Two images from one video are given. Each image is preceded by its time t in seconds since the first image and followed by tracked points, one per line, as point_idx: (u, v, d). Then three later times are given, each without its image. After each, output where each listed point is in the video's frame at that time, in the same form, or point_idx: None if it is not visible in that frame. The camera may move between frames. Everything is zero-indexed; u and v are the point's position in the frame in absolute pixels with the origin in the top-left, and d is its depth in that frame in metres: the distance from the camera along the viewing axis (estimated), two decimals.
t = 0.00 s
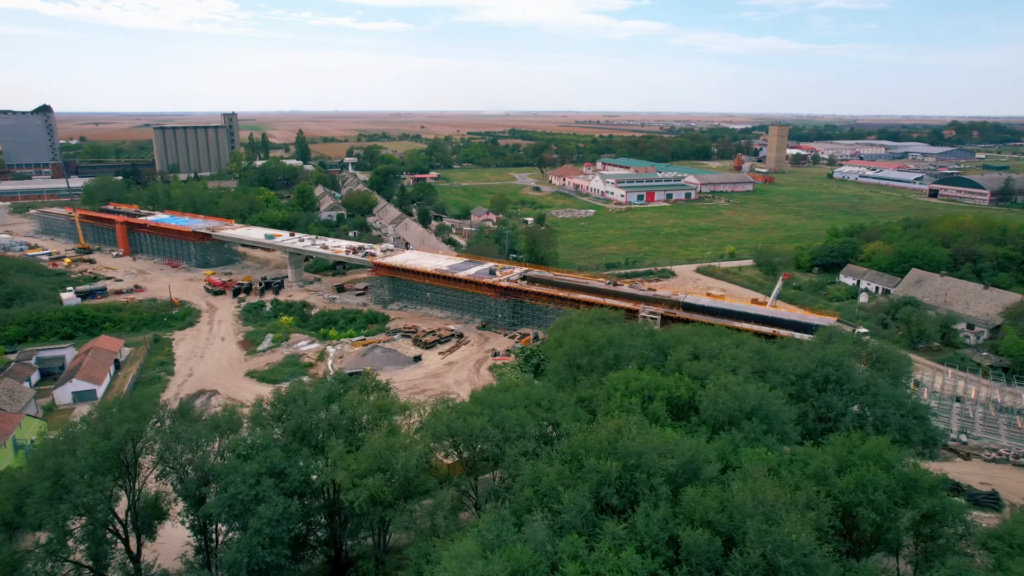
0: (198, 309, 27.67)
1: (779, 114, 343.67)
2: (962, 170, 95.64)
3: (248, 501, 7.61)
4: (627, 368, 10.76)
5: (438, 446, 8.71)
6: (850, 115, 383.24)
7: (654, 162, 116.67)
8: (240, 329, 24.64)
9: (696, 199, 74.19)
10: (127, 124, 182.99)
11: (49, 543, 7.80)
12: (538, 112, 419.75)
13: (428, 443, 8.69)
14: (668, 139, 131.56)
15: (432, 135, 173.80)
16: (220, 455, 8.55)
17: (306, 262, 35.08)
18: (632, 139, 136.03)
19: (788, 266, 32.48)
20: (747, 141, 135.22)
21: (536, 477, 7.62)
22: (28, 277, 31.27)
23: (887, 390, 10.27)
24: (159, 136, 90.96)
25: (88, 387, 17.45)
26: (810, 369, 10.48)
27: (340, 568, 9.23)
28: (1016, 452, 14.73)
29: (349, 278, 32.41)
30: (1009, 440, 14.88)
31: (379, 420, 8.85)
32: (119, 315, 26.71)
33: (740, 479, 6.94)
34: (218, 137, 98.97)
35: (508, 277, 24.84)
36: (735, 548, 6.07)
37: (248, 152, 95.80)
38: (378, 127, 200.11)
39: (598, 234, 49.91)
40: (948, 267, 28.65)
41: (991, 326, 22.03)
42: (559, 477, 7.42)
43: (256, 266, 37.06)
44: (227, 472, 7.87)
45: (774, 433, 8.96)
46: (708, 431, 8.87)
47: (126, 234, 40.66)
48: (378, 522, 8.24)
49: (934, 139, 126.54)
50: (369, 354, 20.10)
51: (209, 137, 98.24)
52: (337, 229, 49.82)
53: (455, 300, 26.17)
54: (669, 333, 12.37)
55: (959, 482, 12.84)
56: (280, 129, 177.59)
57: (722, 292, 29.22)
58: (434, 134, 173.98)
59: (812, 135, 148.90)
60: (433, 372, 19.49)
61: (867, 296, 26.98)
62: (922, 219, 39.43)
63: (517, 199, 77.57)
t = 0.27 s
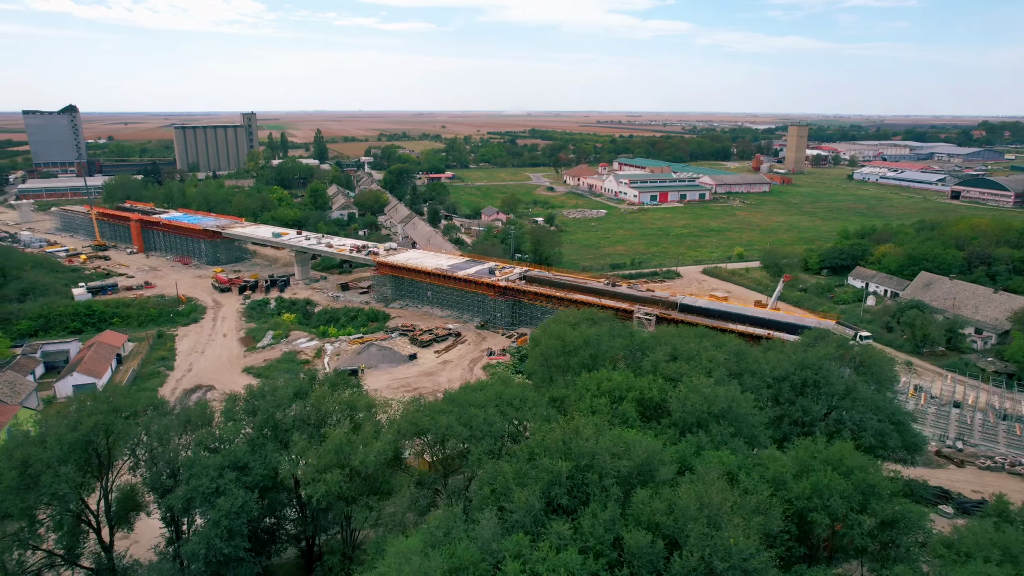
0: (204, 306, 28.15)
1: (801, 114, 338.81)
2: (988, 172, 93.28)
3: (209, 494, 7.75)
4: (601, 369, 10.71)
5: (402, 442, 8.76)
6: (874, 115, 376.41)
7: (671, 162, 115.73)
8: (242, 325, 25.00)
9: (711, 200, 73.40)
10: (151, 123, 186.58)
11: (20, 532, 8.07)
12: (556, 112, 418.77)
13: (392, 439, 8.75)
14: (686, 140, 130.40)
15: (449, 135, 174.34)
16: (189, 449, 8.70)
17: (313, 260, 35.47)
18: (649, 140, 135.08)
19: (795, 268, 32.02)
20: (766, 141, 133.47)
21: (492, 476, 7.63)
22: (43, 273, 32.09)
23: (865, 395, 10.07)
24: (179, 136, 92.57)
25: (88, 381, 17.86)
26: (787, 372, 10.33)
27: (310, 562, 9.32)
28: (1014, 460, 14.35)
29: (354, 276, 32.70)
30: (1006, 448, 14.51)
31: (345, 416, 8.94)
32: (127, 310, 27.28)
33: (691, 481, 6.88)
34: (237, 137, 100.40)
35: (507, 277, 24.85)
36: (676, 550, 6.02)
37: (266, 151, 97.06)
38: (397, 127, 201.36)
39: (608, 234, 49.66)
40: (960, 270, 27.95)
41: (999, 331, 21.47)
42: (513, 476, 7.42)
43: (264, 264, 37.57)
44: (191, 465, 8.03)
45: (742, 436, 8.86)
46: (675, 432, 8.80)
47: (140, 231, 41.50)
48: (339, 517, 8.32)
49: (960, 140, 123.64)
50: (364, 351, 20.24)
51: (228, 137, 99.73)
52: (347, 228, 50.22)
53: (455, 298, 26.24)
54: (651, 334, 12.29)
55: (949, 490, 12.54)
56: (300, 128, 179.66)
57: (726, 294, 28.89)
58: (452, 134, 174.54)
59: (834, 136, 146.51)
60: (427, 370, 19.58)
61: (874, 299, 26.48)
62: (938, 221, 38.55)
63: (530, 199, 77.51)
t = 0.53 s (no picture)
0: (210, 303, 28.66)
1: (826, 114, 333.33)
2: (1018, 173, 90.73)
3: (170, 485, 7.90)
4: (574, 369, 10.65)
5: (365, 438, 8.83)
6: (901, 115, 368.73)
7: (689, 162, 114.74)
8: (245, 322, 25.40)
9: (727, 201, 72.56)
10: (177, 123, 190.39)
11: None
12: (577, 112, 418.01)
13: (355, 436, 8.82)
14: (705, 140, 129.11)
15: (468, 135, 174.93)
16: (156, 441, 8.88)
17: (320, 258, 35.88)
18: (668, 140, 134.04)
19: (803, 270, 31.55)
20: (787, 142, 131.55)
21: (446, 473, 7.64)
22: (59, 269, 32.97)
23: (841, 399, 9.88)
24: (201, 135, 94.37)
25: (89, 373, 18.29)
26: (762, 374, 10.17)
27: (277, 555, 9.42)
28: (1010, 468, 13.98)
29: (359, 275, 33.01)
30: (1002, 456, 14.12)
31: (311, 412, 9.02)
32: (135, 306, 27.89)
33: (640, 482, 6.81)
34: (257, 136, 101.91)
35: (506, 277, 24.86)
36: (614, 552, 5.97)
37: (285, 151, 98.40)
38: (416, 127, 202.71)
39: (618, 234, 49.38)
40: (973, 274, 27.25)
41: (1008, 337, 20.89)
42: (466, 473, 7.41)
43: (273, 262, 38.11)
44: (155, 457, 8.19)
45: (707, 439, 8.74)
46: (639, 434, 8.72)
47: (155, 229, 42.40)
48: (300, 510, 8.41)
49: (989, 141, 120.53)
50: (360, 349, 20.37)
51: (248, 136, 101.33)
52: (359, 226, 50.66)
53: (454, 297, 26.33)
54: (630, 335, 12.21)
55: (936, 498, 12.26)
56: (321, 128, 181.77)
57: (730, 296, 28.57)
58: (471, 134, 175.10)
59: (858, 136, 143.83)
60: (421, 368, 19.69)
61: (882, 302, 25.96)
62: (956, 223, 37.60)
63: (545, 199, 77.45)
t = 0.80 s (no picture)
0: (217, 300, 29.16)
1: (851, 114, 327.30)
2: None
3: (134, 475, 8.08)
4: (547, 369, 10.63)
5: (330, 435, 8.93)
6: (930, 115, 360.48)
7: (707, 163, 113.58)
8: (248, 319, 25.79)
9: (743, 202, 71.64)
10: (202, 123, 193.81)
11: None
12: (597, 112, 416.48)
13: (320, 431, 8.91)
14: (725, 141, 127.67)
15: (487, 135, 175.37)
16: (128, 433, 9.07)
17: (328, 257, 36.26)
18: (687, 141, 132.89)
19: (812, 273, 31.05)
20: (809, 142, 129.44)
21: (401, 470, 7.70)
22: (75, 266, 33.79)
23: (815, 403, 9.70)
24: (223, 135, 96.01)
25: (91, 367, 18.75)
26: (735, 377, 10.05)
27: (247, 548, 9.55)
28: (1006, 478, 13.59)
29: (364, 273, 33.29)
30: (998, 464, 13.72)
31: (278, 407, 9.14)
32: (144, 302, 28.49)
33: (586, 482, 6.79)
34: (277, 136, 103.31)
35: (506, 276, 24.86)
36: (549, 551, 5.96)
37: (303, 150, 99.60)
38: (435, 127, 203.72)
39: (629, 235, 49.09)
40: (987, 278, 26.52)
41: (1016, 342, 20.31)
42: (419, 471, 7.46)
43: (283, 260, 38.62)
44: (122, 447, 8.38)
45: (671, 441, 8.67)
46: (602, 435, 8.68)
47: (170, 226, 43.25)
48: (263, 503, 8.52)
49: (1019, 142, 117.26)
50: (356, 346, 20.54)
51: (268, 135, 102.82)
52: (370, 225, 51.03)
53: (455, 297, 26.41)
54: (610, 337, 12.16)
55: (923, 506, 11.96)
56: (341, 128, 183.64)
57: (735, 298, 28.19)
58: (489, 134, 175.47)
59: (883, 137, 141.00)
60: (415, 366, 19.79)
61: (890, 305, 25.40)
62: (975, 226, 36.63)
63: (559, 199, 77.29)
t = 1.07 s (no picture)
0: (223, 297, 29.61)
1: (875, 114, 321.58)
2: None
3: (102, 467, 8.26)
4: (522, 369, 10.64)
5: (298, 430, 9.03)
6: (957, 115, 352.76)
7: (724, 163, 112.44)
8: (251, 316, 26.15)
9: (759, 202, 70.75)
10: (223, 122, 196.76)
11: None
12: (615, 112, 414.62)
13: (287, 428, 9.01)
14: (743, 141, 126.23)
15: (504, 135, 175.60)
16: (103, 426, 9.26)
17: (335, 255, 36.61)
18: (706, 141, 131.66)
19: (819, 275, 30.59)
20: (829, 142, 127.49)
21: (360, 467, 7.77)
22: (88, 263, 34.62)
23: (789, 407, 9.55)
24: (241, 134, 97.37)
25: (92, 361, 19.19)
26: (708, 380, 9.94)
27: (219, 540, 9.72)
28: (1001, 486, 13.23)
29: (369, 272, 33.55)
30: (991, 470, 13.44)
31: (248, 401, 9.23)
32: (152, 298, 29.04)
33: (534, 481, 6.79)
34: (294, 135, 104.47)
35: (504, 276, 24.87)
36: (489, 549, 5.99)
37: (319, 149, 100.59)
38: (453, 126, 204.39)
39: (639, 235, 48.81)
40: (998, 281, 25.86)
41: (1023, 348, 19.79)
42: (375, 467, 7.53)
43: (291, 258, 39.09)
44: (92, 439, 8.56)
45: (635, 443, 8.61)
46: (567, 436, 8.67)
47: (183, 224, 44.02)
48: (231, 498, 8.60)
49: None
50: (352, 344, 20.69)
51: (286, 135, 104.05)
52: (379, 225, 51.37)
53: (455, 296, 26.48)
54: (590, 338, 12.10)
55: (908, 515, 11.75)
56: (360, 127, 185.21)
57: (739, 299, 27.85)
58: (507, 134, 175.71)
59: (906, 138, 138.25)
60: (409, 364, 19.86)
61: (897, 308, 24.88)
62: (992, 228, 35.75)
63: (572, 199, 77.09)
